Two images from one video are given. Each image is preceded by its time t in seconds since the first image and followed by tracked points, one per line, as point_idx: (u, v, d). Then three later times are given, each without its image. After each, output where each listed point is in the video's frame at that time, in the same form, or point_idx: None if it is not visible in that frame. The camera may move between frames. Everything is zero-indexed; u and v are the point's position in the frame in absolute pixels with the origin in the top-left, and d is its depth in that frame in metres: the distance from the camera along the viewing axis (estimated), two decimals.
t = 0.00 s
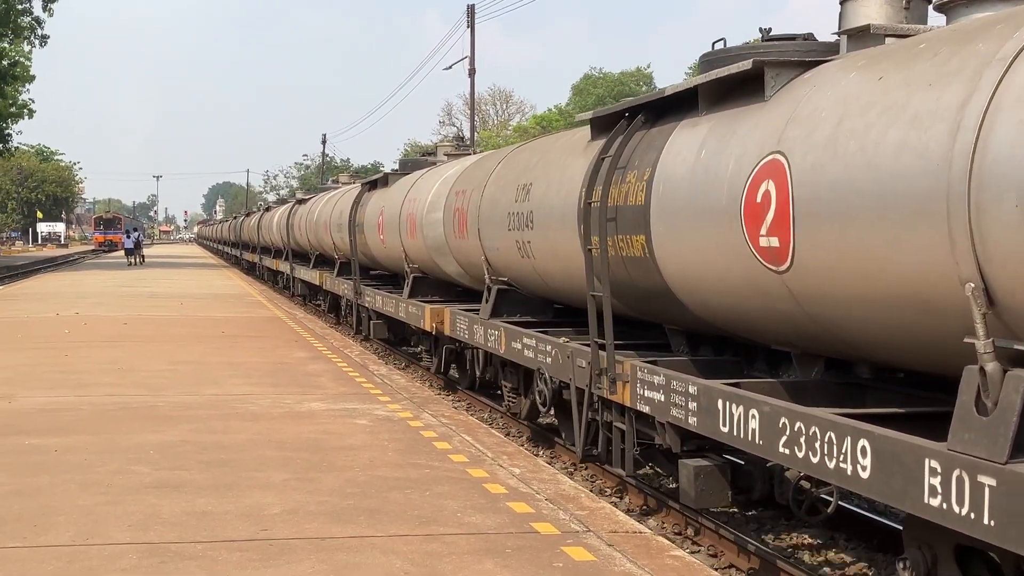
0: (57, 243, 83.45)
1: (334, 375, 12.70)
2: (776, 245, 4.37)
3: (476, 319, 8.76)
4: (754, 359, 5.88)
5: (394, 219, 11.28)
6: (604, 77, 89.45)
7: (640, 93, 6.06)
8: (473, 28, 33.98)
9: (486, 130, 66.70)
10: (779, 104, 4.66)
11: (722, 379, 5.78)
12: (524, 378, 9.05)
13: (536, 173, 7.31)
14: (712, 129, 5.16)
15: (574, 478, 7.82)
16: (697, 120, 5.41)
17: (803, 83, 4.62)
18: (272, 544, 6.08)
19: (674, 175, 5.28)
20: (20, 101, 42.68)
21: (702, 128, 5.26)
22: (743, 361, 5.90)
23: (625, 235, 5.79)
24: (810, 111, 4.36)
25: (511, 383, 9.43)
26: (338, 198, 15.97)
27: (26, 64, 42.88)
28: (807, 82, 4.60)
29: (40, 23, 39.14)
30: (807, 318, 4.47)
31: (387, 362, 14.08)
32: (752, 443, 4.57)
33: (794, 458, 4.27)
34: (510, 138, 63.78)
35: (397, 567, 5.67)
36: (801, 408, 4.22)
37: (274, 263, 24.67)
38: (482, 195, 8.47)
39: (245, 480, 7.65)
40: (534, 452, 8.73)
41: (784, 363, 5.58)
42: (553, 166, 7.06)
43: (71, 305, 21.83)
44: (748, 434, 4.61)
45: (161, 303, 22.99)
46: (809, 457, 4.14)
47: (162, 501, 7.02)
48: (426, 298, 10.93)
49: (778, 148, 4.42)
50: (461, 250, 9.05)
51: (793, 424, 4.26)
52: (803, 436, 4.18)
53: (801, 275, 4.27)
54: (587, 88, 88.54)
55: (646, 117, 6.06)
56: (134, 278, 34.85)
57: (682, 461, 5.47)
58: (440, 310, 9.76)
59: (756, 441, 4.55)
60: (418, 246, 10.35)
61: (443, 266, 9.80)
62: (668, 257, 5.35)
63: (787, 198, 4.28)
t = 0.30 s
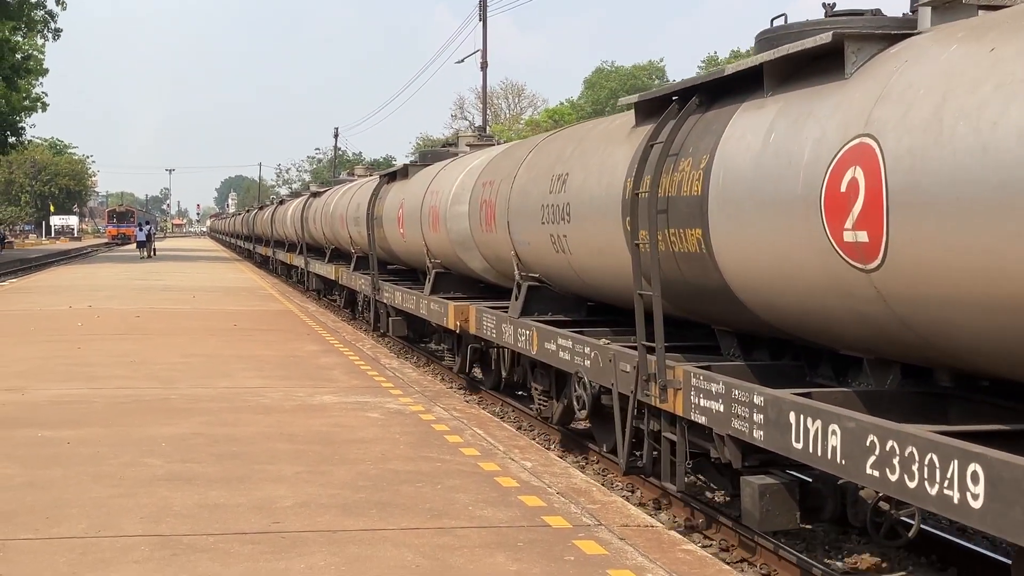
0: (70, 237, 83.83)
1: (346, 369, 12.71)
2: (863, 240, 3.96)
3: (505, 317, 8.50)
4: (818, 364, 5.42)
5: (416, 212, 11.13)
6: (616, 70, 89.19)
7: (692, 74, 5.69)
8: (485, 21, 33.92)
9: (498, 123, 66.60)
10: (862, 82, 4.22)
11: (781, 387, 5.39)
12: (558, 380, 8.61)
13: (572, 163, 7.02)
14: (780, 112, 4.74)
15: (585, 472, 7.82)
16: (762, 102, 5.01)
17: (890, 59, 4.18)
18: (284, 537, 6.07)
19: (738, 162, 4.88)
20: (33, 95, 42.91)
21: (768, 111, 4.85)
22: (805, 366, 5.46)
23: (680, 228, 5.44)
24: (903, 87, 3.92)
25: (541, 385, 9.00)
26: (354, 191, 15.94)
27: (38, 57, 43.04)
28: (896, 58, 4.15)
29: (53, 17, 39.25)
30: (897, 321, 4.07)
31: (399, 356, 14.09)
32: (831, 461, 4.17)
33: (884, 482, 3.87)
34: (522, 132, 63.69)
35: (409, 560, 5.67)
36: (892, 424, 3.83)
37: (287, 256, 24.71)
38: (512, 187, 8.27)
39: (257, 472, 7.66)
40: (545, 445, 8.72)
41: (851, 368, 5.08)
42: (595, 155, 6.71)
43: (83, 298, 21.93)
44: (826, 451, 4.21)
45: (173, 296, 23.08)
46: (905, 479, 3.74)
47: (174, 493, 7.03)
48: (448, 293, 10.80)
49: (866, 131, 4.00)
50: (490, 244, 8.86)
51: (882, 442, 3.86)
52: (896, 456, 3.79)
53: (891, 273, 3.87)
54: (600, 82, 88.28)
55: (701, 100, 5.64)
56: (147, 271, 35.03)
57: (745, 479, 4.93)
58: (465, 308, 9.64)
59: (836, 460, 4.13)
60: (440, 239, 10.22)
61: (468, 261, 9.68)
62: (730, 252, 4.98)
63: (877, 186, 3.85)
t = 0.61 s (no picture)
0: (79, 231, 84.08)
1: (355, 363, 12.70)
2: (967, 236, 3.56)
3: (532, 319, 8.15)
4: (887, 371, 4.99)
5: (434, 206, 10.88)
6: (625, 65, 88.97)
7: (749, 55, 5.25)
8: (494, 15, 33.83)
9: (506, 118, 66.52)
10: (961, 58, 3.81)
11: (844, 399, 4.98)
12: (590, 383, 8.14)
13: (611, 152, 6.59)
14: (857, 95, 4.35)
15: (594, 467, 7.80)
16: (833, 83, 4.60)
17: (994, 31, 3.76)
18: (292, 531, 6.07)
19: (809, 150, 4.49)
20: (42, 90, 43.05)
21: (843, 93, 4.45)
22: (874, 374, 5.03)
23: (738, 222, 5.05)
24: (1014, 63, 3.52)
25: (570, 390, 8.52)
26: (366, 184, 15.87)
27: (47, 51, 43.11)
28: (1000, 29, 3.74)
29: (61, 12, 39.32)
30: (1000, 325, 3.68)
31: (407, 350, 14.08)
32: (924, 486, 3.79)
33: (990, 513, 3.51)
34: (530, 127, 63.59)
35: (417, 553, 5.67)
36: (1001, 447, 3.44)
37: (296, 251, 24.73)
38: (540, 178, 7.86)
39: (266, 466, 7.66)
40: (553, 440, 8.71)
41: (927, 377, 4.67)
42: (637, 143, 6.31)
43: (91, 292, 21.99)
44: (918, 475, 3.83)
45: (181, 290, 23.15)
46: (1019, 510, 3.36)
47: (183, 487, 7.04)
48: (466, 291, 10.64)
49: (971, 112, 3.60)
50: (515, 240, 8.49)
51: (990, 468, 3.47)
52: (1007, 484, 3.40)
53: (998, 272, 3.49)
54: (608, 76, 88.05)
55: (759, 81, 5.21)
56: (155, 265, 35.12)
57: (815, 501, 4.60)
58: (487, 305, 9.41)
59: (932, 486, 3.77)
60: (460, 234, 9.96)
61: (490, 256, 9.41)
62: (799, 249, 4.60)
63: (987, 176, 3.46)
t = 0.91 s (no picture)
0: (85, 227, 84.27)
1: (360, 359, 12.70)
2: None
3: (558, 321, 7.61)
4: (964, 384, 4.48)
5: (452, 200, 10.51)
6: (630, 60, 88.86)
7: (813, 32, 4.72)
8: (499, 10, 33.81)
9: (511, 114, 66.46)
10: None
11: (915, 412, 4.47)
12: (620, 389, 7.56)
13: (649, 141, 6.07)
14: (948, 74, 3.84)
15: (599, 462, 7.80)
16: (917, 61, 4.09)
17: None
18: (298, 526, 6.09)
19: (890, 136, 4.00)
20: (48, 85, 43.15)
21: (930, 72, 3.94)
22: (948, 386, 4.52)
23: (799, 218, 4.54)
24: None
25: (596, 395, 7.98)
26: (376, 180, 15.81)
27: (53, 46, 43.16)
28: None
29: (67, 7, 39.37)
30: None
31: (411, 346, 14.11)
32: None
33: None
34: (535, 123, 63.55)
35: (423, 549, 5.67)
36: None
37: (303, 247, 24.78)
38: (567, 170, 7.37)
39: (271, 462, 7.68)
40: (559, 435, 8.72)
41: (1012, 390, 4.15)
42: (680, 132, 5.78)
43: (97, 287, 22.04)
44: None
45: (187, 286, 23.23)
46: None
47: (189, 482, 7.06)
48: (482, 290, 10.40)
49: None
50: (541, 238, 8.01)
51: None
52: None
53: None
54: (613, 72, 87.92)
55: (824, 63, 4.66)
56: (161, 261, 35.23)
57: (895, 531, 4.06)
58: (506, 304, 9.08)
59: None
60: (478, 230, 9.64)
61: (510, 253, 9.09)
62: (875, 248, 4.11)
63: None
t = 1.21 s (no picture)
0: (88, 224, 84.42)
1: (364, 356, 12.70)
2: None
3: (585, 326, 7.17)
4: None
5: (467, 197, 10.13)
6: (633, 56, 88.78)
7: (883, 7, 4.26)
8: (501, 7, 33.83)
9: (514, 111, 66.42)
10: None
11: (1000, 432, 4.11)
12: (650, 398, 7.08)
13: (693, 132, 5.65)
14: None
15: (602, 459, 7.80)
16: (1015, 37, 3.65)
17: None
18: (302, 522, 6.09)
19: (987, 124, 3.58)
20: (51, 82, 43.20)
21: None
22: None
23: (874, 216, 4.13)
24: None
25: (625, 405, 7.43)
26: (383, 176, 15.75)
27: (56, 44, 43.21)
28: None
29: (70, 5, 39.42)
30: None
31: (414, 343, 14.13)
32: None
33: None
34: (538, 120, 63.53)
35: (426, 545, 5.68)
36: None
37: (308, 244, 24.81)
38: (596, 164, 6.94)
39: (275, 459, 7.69)
40: (562, 432, 8.72)
41: None
42: (725, 120, 5.39)
43: (100, 284, 22.10)
44: None
45: (190, 283, 23.29)
46: None
47: (193, 479, 7.07)
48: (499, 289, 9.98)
49: None
50: (565, 236, 7.61)
51: None
52: None
53: None
54: (616, 69, 87.83)
55: (900, 39, 4.20)
56: (164, 258, 35.30)
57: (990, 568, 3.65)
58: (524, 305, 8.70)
59: None
60: (495, 228, 9.23)
61: (529, 253, 8.69)
62: (966, 249, 3.70)
63: None
